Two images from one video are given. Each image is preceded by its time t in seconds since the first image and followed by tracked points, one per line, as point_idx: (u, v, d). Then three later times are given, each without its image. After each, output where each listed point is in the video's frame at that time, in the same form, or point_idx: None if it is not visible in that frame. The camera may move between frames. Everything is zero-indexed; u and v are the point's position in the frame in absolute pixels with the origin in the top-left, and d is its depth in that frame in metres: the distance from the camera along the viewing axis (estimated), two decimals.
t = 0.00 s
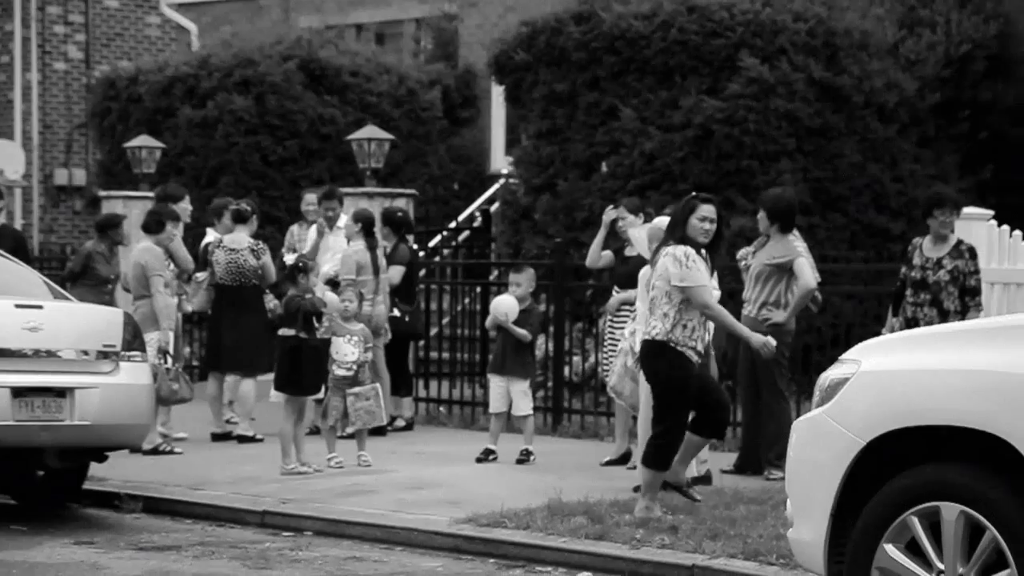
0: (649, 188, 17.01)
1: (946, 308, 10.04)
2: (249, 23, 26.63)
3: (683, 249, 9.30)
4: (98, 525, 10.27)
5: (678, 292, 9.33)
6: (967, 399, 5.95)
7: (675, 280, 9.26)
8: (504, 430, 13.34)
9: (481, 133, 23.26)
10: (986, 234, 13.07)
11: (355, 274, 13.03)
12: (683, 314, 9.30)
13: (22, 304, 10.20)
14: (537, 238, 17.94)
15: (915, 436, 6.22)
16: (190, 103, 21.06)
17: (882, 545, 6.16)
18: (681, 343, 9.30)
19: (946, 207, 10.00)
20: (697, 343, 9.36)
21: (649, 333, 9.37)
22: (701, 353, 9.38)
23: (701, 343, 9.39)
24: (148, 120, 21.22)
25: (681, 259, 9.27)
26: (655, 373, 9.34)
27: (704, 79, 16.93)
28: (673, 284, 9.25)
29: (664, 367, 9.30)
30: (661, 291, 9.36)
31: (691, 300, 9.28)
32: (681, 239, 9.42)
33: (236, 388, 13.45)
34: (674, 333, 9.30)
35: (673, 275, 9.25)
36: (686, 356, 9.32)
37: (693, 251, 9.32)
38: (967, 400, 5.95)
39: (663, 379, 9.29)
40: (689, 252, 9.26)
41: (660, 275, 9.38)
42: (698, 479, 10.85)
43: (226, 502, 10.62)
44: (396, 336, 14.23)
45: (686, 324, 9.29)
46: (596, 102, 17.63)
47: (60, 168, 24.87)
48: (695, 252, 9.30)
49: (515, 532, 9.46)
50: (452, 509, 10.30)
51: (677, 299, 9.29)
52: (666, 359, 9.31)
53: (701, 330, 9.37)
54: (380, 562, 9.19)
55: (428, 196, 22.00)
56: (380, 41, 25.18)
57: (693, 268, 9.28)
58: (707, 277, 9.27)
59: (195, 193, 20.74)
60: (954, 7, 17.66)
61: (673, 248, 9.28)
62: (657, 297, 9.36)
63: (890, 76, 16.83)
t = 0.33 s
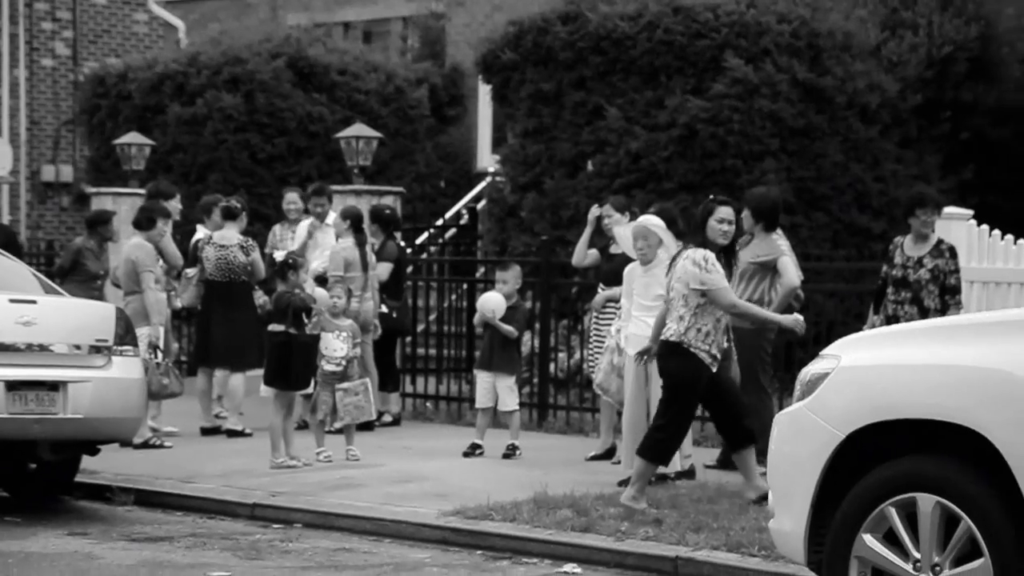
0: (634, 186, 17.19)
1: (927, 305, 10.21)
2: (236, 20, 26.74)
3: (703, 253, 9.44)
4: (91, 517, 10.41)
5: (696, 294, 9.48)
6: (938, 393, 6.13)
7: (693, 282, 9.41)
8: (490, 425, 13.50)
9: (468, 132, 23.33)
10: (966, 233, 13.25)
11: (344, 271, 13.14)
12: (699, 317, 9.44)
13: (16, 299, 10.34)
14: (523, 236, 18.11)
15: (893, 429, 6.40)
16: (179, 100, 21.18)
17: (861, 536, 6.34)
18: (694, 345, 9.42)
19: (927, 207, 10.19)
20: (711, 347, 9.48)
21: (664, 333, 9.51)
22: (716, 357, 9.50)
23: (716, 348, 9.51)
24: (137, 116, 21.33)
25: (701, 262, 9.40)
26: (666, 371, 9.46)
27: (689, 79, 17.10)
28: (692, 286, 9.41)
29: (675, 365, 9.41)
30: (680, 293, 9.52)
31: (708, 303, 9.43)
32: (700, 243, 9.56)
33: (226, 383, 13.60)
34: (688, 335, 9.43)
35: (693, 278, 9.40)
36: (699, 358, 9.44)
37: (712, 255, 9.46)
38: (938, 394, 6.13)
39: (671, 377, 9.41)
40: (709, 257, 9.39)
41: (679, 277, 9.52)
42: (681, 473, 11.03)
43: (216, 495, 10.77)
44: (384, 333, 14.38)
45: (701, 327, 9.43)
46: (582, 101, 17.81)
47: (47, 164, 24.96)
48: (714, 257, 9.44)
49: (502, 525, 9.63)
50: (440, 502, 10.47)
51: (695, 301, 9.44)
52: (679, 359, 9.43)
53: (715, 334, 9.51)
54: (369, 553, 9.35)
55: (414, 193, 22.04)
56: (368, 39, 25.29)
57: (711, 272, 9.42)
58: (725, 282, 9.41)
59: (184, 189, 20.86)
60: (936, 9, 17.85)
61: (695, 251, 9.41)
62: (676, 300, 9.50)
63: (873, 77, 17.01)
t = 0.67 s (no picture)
0: (621, 185, 17.35)
1: (912, 301, 10.38)
2: (226, 21, 26.86)
3: (726, 254, 9.82)
4: (88, 512, 10.57)
5: (721, 295, 9.85)
6: (920, 385, 6.30)
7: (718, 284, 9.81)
8: (480, 422, 13.66)
9: (456, 130, 23.27)
10: (949, 231, 13.42)
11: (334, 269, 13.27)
12: (727, 318, 9.83)
13: (14, 297, 10.49)
14: (512, 234, 18.25)
15: (877, 420, 6.57)
16: (170, 100, 21.31)
17: (846, 524, 6.51)
18: (727, 345, 9.84)
19: (912, 204, 10.37)
20: (744, 345, 9.89)
21: (697, 335, 9.93)
22: (748, 355, 9.89)
23: (748, 346, 9.92)
24: (129, 117, 21.44)
25: (724, 263, 9.80)
26: (701, 370, 9.85)
27: (675, 79, 17.27)
28: (717, 288, 9.80)
29: (710, 363, 9.81)
30: (707, 295, 9.93)
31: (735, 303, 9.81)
32: (725, 244, 9.92)
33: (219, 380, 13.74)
34: (720, 335, 9.84)
35: (716, 280, 9.79)
36: (732, 357, 9.84)
37: (735, 256, 9.84)
38: (920, 386, 6.30)
39: (707, 375, 9.80)
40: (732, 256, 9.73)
41: (705, 278, 9.91)
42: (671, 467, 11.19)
43: (211, 490, 10.93)
44: (375, 330, 14.53)
45: (731, 327, 9.82)
46: (570, 100, 17.97)
47: (37, 164, 25.07)
48: (737, 256, 9.79)
49: (494, 518, 9.79)
50: (433, 496, 10.63)
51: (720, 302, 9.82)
52: (714, 358, 9.83)
53: (747, 332, 9.90)
54: (363, 546, 9.50)
55: (403, 191, 22.26)
56: (356, 38, 25.43)
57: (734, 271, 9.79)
58: (748, 280, 9.76)
59: (175, 189, 20.98)
60: (919, 8, 18.03)
61: (716, 253, 9.78)
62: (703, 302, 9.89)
63: (857, 76, 17.19)
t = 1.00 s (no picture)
0: (621, 183, 17.53)
1: (910, 294, 10.57)
2: (224, 26, 27.02)
3: (761, 244, 10.07)
4: (103, 515, 10.74)
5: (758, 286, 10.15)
6: (920, 374, 6.47)
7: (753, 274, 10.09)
8: (487, 419, 13.83)
9: (455, 131, 23.43)
10: (946, 223, 13.61)
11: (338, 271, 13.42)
12: (764, 309, 10.14)
13: (26, 304, 10.63)
14: (513, 233, 18.41)
15: (879, 411, 6.74)
16: (172, 106, 21.48)
17: (850, 513, 6.68)
18: (765, 335, 10.14)
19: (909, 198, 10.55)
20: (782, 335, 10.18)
21: (735, 326, 10.25)
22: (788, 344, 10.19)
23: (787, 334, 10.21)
24: (130, 123, 21.60)
25: (758, 253, 10.05)
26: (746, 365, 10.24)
27: (672, 78, 17.43)
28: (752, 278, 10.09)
29: (751, 358, 10.21)
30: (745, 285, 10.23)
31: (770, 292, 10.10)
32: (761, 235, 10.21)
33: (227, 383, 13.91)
34: (757, 327, 10.17)
35: (751, 270, 10.07)
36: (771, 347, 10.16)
37: (771, 245, 10.07)
38: (920, 376, 6.47)
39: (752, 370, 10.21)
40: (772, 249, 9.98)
41: (741, 268, 10.20)
42: (676, 461, 11.34)
43: (223, 491, 11.10)
44: (381, 330, 14.69)
45: (767, 317, 10.13)
46: (568, 100, 18.12)
47: (38, 171, 25.23)
48: (774, 248, 10.05)
49: (504, 513, 9.96)
50: (442, 493, 10.80)
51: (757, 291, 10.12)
52: (755, 351, 10.19)
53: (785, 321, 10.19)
54: (375, 544, 9.68)
55: (405, 193, 22.39)
56: (354, 42, 25.62)
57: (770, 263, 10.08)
58: (782, 271, 10.04)
59: (178, 194, 21.15)
60: (913, 6, 18.05)
61: (751, 244, 10.05)
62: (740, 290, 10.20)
63: (852, 72, 17.35)
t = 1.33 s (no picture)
0: (654, 180, 17.66)
1: (948, 280, 10.67)
2: (253, 37, 27.27)
3: (827, 230, 10.61)
4: (160, 524, 10.96)
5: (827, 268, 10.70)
6: (960, 359, 6.61)
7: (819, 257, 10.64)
8: (532, 418, 14.01)
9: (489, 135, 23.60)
10: (980, 208, 13.73)
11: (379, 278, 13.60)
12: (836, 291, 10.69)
13: (77, 320, 10.85)
14: (550, 234, 18.56)
15: (920, 396, 6.88)
16: (207, 119, 21.72)
17: (898, 497, 6.82)
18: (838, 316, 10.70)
19: (943, 185, 10.66)
20: (854, 316, 10.64)
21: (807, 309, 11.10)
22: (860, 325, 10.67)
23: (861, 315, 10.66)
24: (167, 137, 21.87)
25: (825, 238, 10.62)
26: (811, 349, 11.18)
27: (702, 74, 17.57)
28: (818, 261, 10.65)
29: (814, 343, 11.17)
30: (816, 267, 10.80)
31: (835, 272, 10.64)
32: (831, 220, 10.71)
33: (275, 392, 14.12)
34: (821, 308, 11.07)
35: (817, 253, 10.65)
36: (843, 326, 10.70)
37: (837, 230, 10.60)
38: (960, 360, 6.60)
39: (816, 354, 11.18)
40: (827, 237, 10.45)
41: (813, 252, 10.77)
42: (721, 453, 11.48)
43: (277, 497, 11.32)
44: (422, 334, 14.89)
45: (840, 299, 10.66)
46: (600, 100, 18.25)
47: (77, 188, 25.50)
48: (837, 232, 10.54)
49: (554, 510, 10.13)
50: (492, 492, 10.98)
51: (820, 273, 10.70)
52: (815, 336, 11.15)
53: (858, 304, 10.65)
54: (429, 543, 9.86)
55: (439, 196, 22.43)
56: (383, 49, 25.85)
57: (836, 247, 10.60)
58: (847, 254, 10.55)
59: (216, 206, 21.41)
60: None
61: (817, 230, 10.63)
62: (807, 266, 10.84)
63: (880, 62, 17.45)
